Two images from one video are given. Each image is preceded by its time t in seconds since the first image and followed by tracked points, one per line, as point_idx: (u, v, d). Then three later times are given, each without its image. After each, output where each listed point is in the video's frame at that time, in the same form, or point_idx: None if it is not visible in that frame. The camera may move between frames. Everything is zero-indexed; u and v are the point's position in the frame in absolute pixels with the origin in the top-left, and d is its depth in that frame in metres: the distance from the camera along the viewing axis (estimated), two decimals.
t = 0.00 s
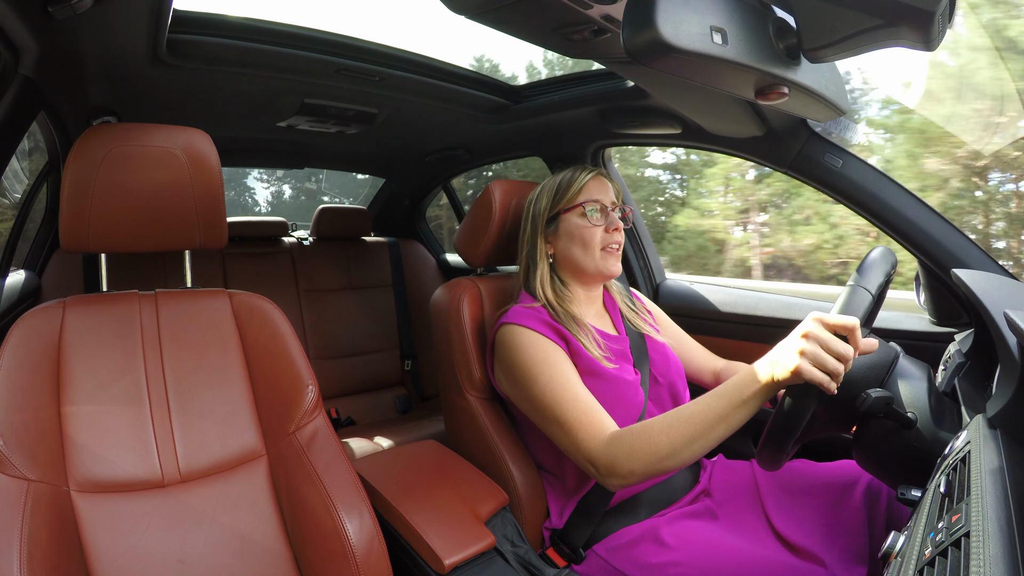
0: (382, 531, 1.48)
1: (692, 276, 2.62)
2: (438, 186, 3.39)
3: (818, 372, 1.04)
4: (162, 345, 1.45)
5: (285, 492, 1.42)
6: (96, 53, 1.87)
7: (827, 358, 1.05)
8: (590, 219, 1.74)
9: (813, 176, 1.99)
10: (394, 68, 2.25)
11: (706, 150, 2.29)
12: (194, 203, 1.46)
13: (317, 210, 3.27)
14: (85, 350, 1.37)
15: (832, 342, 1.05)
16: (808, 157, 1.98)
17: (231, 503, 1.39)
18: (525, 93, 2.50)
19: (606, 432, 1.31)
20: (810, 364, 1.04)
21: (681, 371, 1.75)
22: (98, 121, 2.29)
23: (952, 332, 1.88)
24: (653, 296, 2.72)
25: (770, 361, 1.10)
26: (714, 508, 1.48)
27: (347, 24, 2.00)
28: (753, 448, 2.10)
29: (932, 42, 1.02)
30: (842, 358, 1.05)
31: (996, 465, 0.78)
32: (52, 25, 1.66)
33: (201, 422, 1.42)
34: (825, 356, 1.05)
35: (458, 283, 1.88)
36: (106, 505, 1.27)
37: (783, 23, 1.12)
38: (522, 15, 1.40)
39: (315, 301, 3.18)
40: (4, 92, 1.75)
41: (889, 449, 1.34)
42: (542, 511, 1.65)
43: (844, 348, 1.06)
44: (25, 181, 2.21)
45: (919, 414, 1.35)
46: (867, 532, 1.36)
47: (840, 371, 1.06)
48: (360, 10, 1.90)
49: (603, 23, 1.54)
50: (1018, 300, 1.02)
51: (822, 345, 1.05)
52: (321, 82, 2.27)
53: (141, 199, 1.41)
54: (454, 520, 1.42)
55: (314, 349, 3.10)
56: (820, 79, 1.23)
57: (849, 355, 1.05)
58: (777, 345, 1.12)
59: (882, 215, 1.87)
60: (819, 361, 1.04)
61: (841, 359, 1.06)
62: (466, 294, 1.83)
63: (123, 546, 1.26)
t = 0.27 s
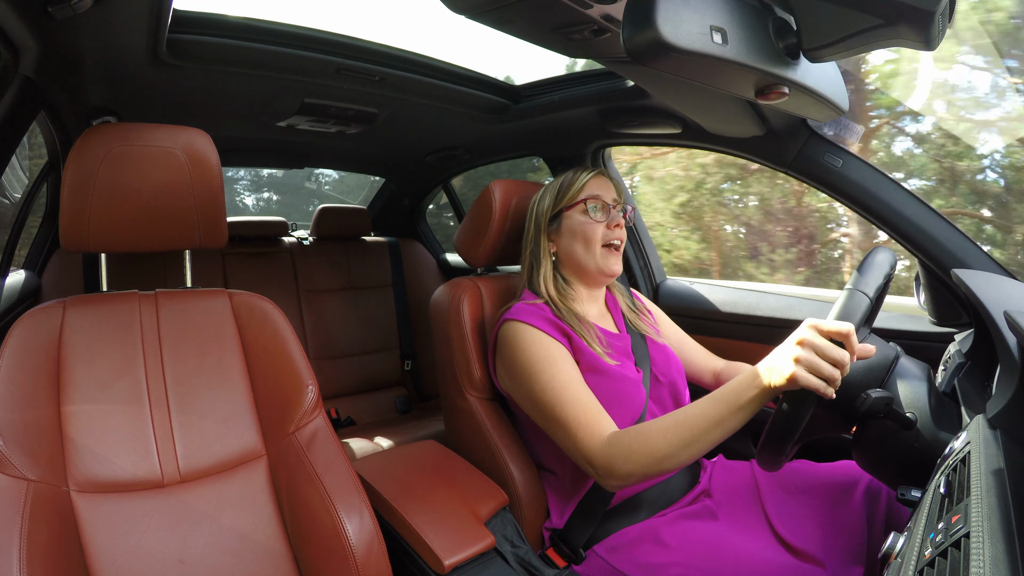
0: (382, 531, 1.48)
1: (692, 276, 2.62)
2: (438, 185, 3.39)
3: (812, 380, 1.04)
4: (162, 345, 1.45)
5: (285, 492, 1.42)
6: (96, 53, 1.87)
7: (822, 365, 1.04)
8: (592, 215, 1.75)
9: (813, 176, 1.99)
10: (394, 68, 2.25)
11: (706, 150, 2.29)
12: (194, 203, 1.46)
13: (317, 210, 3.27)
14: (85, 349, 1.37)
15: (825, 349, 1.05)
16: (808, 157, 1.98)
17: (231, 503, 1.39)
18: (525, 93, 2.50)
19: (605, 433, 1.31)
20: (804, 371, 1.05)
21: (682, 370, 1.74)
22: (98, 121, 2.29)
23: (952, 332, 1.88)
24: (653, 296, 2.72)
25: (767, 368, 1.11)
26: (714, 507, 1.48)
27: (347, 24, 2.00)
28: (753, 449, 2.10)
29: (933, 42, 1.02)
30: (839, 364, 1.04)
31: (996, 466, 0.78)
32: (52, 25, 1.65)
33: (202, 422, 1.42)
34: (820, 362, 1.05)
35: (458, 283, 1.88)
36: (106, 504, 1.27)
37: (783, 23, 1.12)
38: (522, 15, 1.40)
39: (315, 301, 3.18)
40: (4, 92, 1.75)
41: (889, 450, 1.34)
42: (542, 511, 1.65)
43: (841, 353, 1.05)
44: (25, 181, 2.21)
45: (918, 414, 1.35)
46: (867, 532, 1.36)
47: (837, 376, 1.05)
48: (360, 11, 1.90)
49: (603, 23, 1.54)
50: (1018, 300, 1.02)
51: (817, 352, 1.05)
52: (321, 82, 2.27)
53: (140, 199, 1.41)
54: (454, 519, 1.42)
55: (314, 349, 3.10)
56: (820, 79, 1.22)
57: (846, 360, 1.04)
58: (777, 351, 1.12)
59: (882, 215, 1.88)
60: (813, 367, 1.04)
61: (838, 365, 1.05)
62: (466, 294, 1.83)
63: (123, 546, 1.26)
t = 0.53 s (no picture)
0: (382, 531, 1.48)
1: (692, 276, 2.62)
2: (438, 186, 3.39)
3: (812, 382, 1.04)
4: (162, 345, 1.45)
5: (284, 492, 1.42)
6: (96, 53, 1.87)
7: (822, 367, 1.05)
8: (585, 218, 1.74)
9: (813, 177, 1.99)
10: (394, 68, 2.25)
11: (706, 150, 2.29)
12: (193, 203, 1.46)
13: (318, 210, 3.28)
14: (85, 349, 1.37)
15: (825, 351, 1.05)
16: (808, 158, 1.99)
17: (231, 503, 1.39)
18: (525, 93, 2.50)
19: (605, 433, 1.31)
20: (804, 373, 1.05)
21: (682, 370, 1.75)
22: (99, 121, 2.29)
23: (952, 333, 1.88)
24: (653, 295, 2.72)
25: (764, 370, 1.10)
26: (714, 507, 1.49)
27: (348, 24, 2.00)
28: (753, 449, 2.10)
29: (932, 42, 1.02)
30: (838, 367, 1.05)
31: (996, 465, 0.78)
32: (52, 26, 1.65)
33: (201, 422, 1.42)
34: (819, 364, 1.05)
35: (458, 283, 1.88)
36: (106, 504, 1.27)
37: (783, 24, 1.12)
38: (522, 15, 1.40)
39: (315, 301, 3.18)
40: (4, 92, 1.75)
41: (889, 450, 1.34)
42: (542, 511, 1.65)
43: (838, 356, 1.05)
44: (25, 180, 2.21)
45: (918, 414, 1.35)
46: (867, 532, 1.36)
47: (835, 378, 1.05)
48: (360, 11, 1.90)
49: (603, 24, 1.54)
50: (1018, 301, 1.02)
51: (816, 355, 1.05)
52: (322, 82, 2.27)
53: (141, 199, 1.41)
54: (454, 519, 1.42)
55: (314, 349, 3.10)
56: (820, 79, 1.23)
57: (845, 363, 1.05)
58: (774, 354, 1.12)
59: (882, 215, 1.88)
60: (813, 370, 1.04)
61: (836, 368, 1.05)
62: (466, 294, 1.83)
63: (122, 546, 1.26)
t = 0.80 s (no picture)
0: (382, 531, 1.48)
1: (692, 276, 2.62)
2: (438, 185, 3.39)
3: (809, 391, 1.04)
4: (162, 345, 1.45)
5: (285, 492, 1.41)
6: (96, 54, 1.87)
7: (818, 375, 1.04)
8: (582, 226, 1.73)
9: (813, 177, 1.99)
10: (394, 68, 2.25)
11: (706, 150, 2.29)
12: (193, 203, 1.46)
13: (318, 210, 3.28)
14: (85, 349, 1.37)
15: (820, 358, 1.04)
16: (808, 157, 1.99)
17: (231, 503, 1.39)
18: (524, 93, 2.50)
19: (609, 434, 1.31)
20: (801, 382, 1.04)
21: (684, 369, 1.75)
22: (98, 121, 2.29)
23: (953, 332, 1.88)
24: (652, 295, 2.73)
25: (760, 375, 1.10)
26: (714, 507, 1.48)
27: (347, 24, 2.00)
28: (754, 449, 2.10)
29: (933, 42, 1.02)
30: (834, 373, 1.05)
31: (996, 466, 0.78)
32: (52, 26, 1.66)
33: (201, 422, 1.42)
34: (815, 372, 1.05)
35: (458, 283, 1.88)
36: (106, 505, 1.27)
37: (783, 23, 1.12)
38: (522, 15, 1.40)
39: (315, 301, 3.18)
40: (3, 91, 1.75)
41: (888, 451, 1.34)
42: (543, 510, 1.65)
43: (834, 361, 1.05)
44: (25, 181, 2.21)
45: (918, 413, 1.34)
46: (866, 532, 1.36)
47: (831, 385, 1.05)
48: (361, 10, 1.91)
49: (603, 23, 1.54)
50: (1018, 301, 1.01)
51: (811, 363, 1.05)
52: (321, 82, 2.27)
53: (141, 199, 1.41)
54: (454, 520, 1.42)
55: (314, 349, 3.10)
56: (820, 79, 1.22)
57: (841, 369, 1.04)
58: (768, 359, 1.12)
59: (882, 215, 1.88)
60: (809, 378, 1.04)
61: (832, 375, 1.05)
62: (466, 294, 1.83)
63: (122, 546, 1.26)
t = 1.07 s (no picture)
0: (382, 531, 1.48)
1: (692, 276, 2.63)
2: (438, 186, 3.39)
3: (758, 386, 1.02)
4: (162, 346, 1.45)
5: (285, 492, 1.41)
6: (96, 54, 1.87)
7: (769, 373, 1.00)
8: (575, 231, 1.72)
9: (813, 177, 1.99)
10: (394, 68, 2.25)
11: (706, 150, 2.29)
12: (194, 204, 1.46)
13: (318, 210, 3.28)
14: (85, 350, 1.37)
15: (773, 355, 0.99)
16: (808, 157, 1.99)
17: (231, 503, 1.39)
18: (524, 93, 2.50)
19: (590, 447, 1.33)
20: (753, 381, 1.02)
21: (684, 370, 1.76)
22: (98, 121, 2.29)
23: (953, 332, 1.88)
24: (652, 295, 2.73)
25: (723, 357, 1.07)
26: (714, 507, 1.48)
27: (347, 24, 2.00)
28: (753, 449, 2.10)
29: (932, 42, 1.02)
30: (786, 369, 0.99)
31: (996, 465, 0.78)
32: (52, 26, 1.66)
33: (201, 423, 1.42)
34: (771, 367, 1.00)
35: (458, 283, 1.88)
36: (106, 505, 1.27)
37: (783, 23, 1.12)
38: (522, 15, 1.40)
39: (315, 301, 3.18)
40: (3, 92, 1.75)
41: (888, 451, 1.34)
42: (543, 510, 1.65)
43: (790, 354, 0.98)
44: (25, 181, 2.21)
45: (918, 413, 1.34)
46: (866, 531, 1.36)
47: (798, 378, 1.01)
48: (360, 11, 1.91)
49: (603, 24, 1.54)
50: (1018, 301, 1.01)
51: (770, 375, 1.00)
52: (321, 82, 2.27)
53: (141, 200, 1.41)
54: (454, 520, 1.42)
55: (314, 349, 3.10)
56: (820, 79, 1.22)
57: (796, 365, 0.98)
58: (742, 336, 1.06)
59: (882, 215, 1.88)
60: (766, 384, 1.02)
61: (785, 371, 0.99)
62: (466, 294, 1.83)
63: (122, 546, 1.25)
